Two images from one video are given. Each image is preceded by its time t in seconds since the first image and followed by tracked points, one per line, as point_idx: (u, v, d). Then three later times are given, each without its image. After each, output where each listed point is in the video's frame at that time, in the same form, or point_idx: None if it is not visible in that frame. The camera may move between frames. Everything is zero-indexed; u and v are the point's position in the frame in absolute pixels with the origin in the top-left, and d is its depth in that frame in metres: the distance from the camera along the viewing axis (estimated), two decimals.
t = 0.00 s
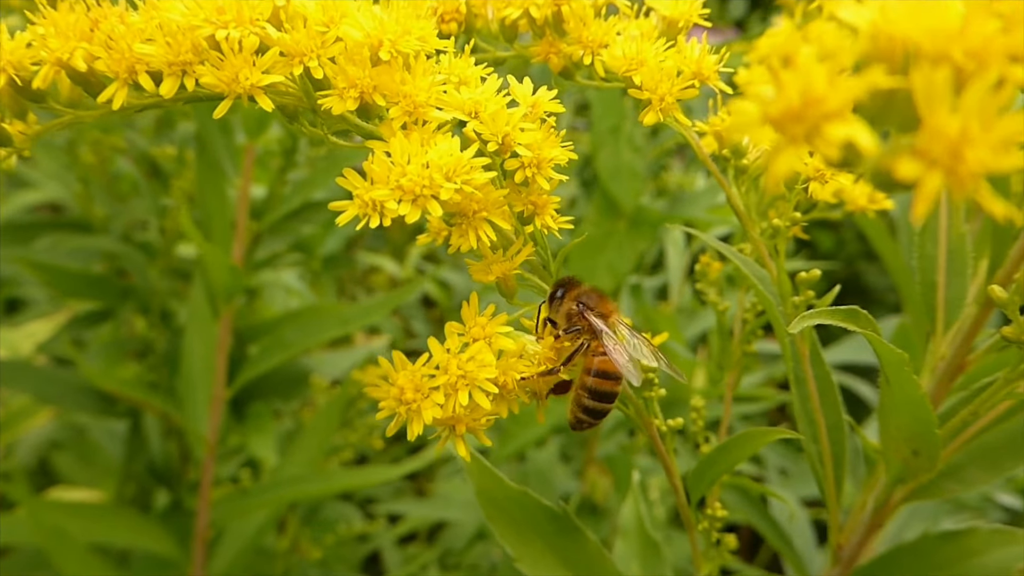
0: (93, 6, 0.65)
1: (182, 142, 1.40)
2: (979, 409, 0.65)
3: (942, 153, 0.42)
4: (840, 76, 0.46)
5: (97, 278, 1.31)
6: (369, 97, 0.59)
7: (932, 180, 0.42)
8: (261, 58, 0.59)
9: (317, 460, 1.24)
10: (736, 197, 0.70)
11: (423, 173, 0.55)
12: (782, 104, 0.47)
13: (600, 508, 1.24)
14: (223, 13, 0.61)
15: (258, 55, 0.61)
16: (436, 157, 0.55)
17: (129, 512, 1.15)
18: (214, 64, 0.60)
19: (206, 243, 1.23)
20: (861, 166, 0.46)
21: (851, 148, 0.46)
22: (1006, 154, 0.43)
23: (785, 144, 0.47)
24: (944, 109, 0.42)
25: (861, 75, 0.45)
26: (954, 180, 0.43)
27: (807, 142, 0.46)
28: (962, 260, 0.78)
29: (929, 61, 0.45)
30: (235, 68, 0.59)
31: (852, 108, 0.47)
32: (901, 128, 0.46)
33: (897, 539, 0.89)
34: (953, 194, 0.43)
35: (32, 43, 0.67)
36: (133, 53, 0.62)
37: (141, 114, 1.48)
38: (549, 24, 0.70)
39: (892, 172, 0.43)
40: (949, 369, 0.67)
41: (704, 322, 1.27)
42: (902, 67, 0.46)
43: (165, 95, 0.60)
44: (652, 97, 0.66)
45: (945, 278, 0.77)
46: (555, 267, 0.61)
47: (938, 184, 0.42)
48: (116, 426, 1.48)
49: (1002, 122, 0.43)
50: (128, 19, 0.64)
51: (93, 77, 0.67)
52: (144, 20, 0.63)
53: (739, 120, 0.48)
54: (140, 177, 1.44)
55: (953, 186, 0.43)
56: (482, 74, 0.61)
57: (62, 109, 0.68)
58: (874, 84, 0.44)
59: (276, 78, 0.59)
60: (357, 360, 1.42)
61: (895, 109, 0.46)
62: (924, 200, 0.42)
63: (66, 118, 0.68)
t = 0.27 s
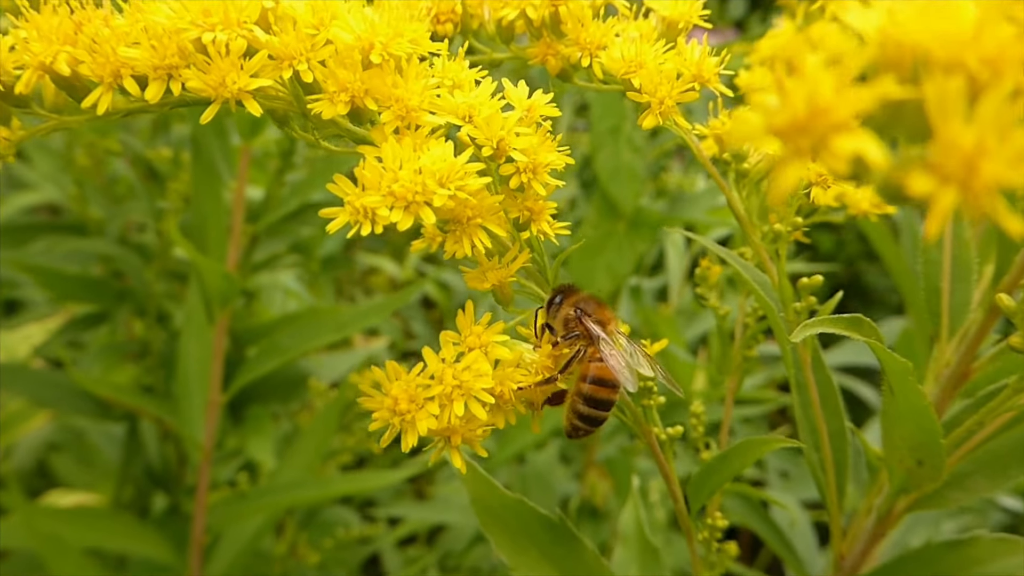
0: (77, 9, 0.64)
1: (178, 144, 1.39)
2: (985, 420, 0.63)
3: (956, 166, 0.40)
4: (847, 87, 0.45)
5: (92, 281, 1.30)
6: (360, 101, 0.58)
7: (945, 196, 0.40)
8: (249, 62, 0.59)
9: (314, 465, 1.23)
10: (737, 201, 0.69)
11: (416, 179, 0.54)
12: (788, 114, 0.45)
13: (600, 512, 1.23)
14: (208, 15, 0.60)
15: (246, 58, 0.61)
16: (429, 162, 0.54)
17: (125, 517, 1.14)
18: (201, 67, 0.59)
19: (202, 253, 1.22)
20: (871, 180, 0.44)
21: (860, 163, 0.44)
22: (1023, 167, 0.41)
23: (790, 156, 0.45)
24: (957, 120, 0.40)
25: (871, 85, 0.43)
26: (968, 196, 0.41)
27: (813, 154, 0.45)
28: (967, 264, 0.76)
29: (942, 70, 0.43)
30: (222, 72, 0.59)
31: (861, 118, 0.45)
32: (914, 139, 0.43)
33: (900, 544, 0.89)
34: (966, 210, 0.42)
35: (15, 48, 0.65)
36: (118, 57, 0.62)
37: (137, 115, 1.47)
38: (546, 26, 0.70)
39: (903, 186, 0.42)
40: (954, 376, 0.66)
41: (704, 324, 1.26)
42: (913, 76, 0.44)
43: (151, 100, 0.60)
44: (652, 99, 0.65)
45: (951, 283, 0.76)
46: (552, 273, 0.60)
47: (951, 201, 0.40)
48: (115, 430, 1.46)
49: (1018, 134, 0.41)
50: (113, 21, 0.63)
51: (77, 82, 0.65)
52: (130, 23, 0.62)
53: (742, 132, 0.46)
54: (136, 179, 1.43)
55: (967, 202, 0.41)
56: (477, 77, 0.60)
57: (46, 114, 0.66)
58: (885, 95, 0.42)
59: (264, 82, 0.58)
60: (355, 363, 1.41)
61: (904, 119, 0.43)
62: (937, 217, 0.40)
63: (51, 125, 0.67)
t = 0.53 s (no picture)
0: (73, 9, 0.65)
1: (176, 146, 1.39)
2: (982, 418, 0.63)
3: (951, 155, 0.40)
4: (843, 76, 0.45)
5: (90, 283, 1.30)
6: (355, 100, 0.58)
7: (941, 183, 0.40)
8: (243, 61, 0.59)
9: (313, 466, 1.23)
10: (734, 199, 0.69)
11: (411, 178, 0.54)
12: (783, 103, 0.45)
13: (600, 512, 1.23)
14: (202, 13, 0.60)
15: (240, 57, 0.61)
16: (424, 160, 0.54)
17: (124, 519, 1.13)
18: (196, 67, 0.59)
19: (201, 255, 1.22)
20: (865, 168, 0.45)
21: (854, 154, 0.44)
22: (1018, 155, 0.41)
23: (784, 143, 0.45)
24: (953, 107, 0.40)
25: (866, 74, 0.43)
26: (963, 185, 0.41)
27: (808, 143, 0.45)
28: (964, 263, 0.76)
29: (937, 57, 0.43)
30: (217, 71, 0.59)
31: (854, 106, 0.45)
32: (908, 127, 0.43)
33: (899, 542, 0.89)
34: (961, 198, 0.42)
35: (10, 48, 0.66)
36: (112, 57, 0.62)
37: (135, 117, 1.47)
38: (542, 24, 0.69)
39: (899, 174, 0.42)
40: (952, 373, 0.66)
41: (704, 325, 1.26)
42: (908, 65, 0.44)
43: (145, 100, 0.60)
44: (648, 99, 0.65)
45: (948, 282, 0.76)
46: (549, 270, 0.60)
47: (947, 188, 0.40)
48: (114, 432, 1.46)
49: (1013, 122, 0.41)
50: (108, 21, 0.63)
51: (72, 82, 0.65)
52: (124, 23, 0.62)
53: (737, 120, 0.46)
54: (134, 182, 1.43)
55: (963, 190, 0.41)
56: (473, 75, 0.60)
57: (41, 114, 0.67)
58: (881, 83, 0.42)
59: (258, 81, 0.58)
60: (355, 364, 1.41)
61: (899, 108, 0.43)
62: (933, 205, 0.40)
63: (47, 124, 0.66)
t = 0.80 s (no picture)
0: (74, 27, 0.65)
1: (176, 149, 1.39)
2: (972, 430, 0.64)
3: (932, 196, 0.41)
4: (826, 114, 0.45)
5: (90, 286, 1.30)
6: (353, 118, 0.58)
7: (921, 226, 0.40)
8: (243, 80, 0.59)
9: (313, 468, 1.23)
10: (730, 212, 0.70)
11: (409, 197, 0.54)
12: (767, 141, 0.45)
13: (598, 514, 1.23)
14: (203, 33, 0.60)
15: (240, 76, 0.61)
16: (422, 179, 0.55)
17: (124, 520, 1.14)
18: (196, 85, 0.60)
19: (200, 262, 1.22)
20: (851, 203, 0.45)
21: (838, 187, 0.45)
22: (998, 195, 0.41)
23: (768, 180, 0.45)
24: (935, 148, 0.40)
25: (849, 113, 0.43)
26: (944, 225, 0.41)
27: (793, 182, 0.45)
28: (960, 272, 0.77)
29: (918, 100, 0.42)
30: (217, 89, 0.59)
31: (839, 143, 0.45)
32: (893, 163, 0.44)
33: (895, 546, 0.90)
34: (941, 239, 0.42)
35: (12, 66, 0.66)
36: (113, 75, 0.62)
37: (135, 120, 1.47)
38: (540, 38, 0.70)
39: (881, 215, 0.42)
40: (947, 385, 0.67)
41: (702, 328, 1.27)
42: (892, 104, 0.43)
43: (145, 117, 0.60)
44: (644, 114, 0.66)
45: (944, 294, 0.74)
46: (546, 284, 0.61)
47: (927, 231, 0.40)
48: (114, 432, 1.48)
49: (994, 162, 0.41)
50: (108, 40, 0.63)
51: (73, 98, 0.65)
52: (125, 41, 0.62)
53: (723, 156, 0.46)
54: (135, 184, 1.43)
55: (943, 231, 0.42)
56: (470, 92, 0.61)
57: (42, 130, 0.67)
58: (863, 123, 0.42)
59: (259, 99, 0.58)
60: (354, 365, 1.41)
61: (883, 146, 0.43)
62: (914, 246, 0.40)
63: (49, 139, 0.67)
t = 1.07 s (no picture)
0: (78, 43, 0.65)
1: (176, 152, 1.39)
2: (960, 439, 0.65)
3: (912, 230, 0.42)
4: (812, 147, 0.46)
5: (90, 288, 1.30)
6: (355, 133, 0.59)
7: (900, 259, 0.42)
8: (247, 97, 0.60)
9: (312, 468, 1.24)
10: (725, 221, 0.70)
11: (410, 212, 0.55)
12: (756, 173, 0.47)
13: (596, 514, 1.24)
14: (207, 51, 0.61)
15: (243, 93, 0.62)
16: (422, 194, 0.55)
17: (125, 520, 1.14)
18: (200, 102, 0.60)
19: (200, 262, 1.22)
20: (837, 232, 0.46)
21: (824, 219, 0.46)
22: (978, 229, 0.41)
23: (755, 212, 0.47)
24: (914, 185, 0.41)
25: (833, 149, 0.44)
26: (924, 256, 0.42)
27: (780, 213, 0.47)
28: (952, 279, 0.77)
29: (899, 136, 0.43)
30: (221, 107, 0.60)
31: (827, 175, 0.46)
32: (877, 193, 0.45)
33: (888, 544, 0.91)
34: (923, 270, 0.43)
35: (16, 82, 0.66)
36: (118, 91, 0.62)
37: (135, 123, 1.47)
38: (537, 50, 0.70)
39: (864, 248, 0.43)
40: (938, 392, 0.68)
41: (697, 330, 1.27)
42: (876, 139, 0.44)
43: (151, 134, 0.60)
44: (640, 125, 0.67)
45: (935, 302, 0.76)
46: (544, 295, 0.61)
47: (905, 264, 0.41)
48: (114, 433, 1.48)
49: (974, 196, 0.41)
50: (112, 56, 0.64)
51: (78, 113, 0.66)
52: (130, 58, 0.63)
53: (714, 186, 0.48)
54: (134, 187, 1.43)
55: (925, 262, 0.43)
56: (469, 105, 0.61)
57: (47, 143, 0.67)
58: (847, 158, 0.43)
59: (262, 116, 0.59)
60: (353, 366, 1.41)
61: (869, 176, 0.45)
62: (892, 278, 0.41)
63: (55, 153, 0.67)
